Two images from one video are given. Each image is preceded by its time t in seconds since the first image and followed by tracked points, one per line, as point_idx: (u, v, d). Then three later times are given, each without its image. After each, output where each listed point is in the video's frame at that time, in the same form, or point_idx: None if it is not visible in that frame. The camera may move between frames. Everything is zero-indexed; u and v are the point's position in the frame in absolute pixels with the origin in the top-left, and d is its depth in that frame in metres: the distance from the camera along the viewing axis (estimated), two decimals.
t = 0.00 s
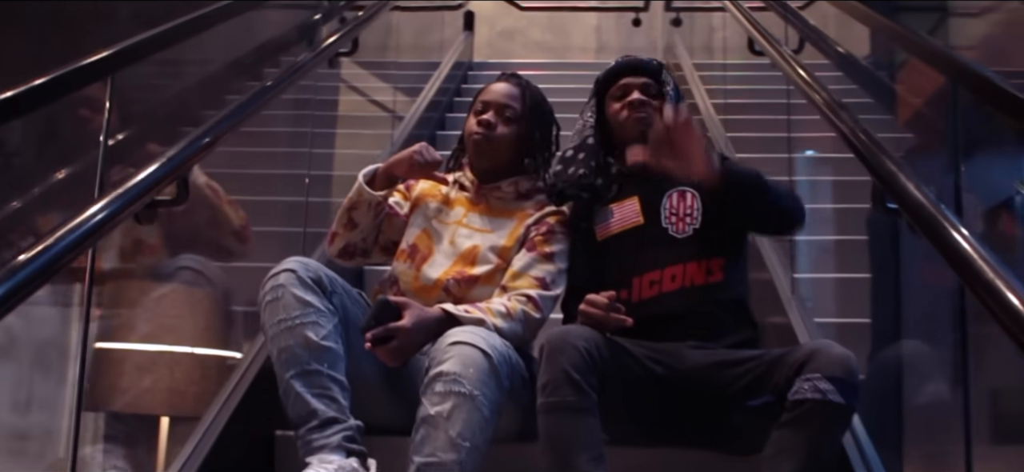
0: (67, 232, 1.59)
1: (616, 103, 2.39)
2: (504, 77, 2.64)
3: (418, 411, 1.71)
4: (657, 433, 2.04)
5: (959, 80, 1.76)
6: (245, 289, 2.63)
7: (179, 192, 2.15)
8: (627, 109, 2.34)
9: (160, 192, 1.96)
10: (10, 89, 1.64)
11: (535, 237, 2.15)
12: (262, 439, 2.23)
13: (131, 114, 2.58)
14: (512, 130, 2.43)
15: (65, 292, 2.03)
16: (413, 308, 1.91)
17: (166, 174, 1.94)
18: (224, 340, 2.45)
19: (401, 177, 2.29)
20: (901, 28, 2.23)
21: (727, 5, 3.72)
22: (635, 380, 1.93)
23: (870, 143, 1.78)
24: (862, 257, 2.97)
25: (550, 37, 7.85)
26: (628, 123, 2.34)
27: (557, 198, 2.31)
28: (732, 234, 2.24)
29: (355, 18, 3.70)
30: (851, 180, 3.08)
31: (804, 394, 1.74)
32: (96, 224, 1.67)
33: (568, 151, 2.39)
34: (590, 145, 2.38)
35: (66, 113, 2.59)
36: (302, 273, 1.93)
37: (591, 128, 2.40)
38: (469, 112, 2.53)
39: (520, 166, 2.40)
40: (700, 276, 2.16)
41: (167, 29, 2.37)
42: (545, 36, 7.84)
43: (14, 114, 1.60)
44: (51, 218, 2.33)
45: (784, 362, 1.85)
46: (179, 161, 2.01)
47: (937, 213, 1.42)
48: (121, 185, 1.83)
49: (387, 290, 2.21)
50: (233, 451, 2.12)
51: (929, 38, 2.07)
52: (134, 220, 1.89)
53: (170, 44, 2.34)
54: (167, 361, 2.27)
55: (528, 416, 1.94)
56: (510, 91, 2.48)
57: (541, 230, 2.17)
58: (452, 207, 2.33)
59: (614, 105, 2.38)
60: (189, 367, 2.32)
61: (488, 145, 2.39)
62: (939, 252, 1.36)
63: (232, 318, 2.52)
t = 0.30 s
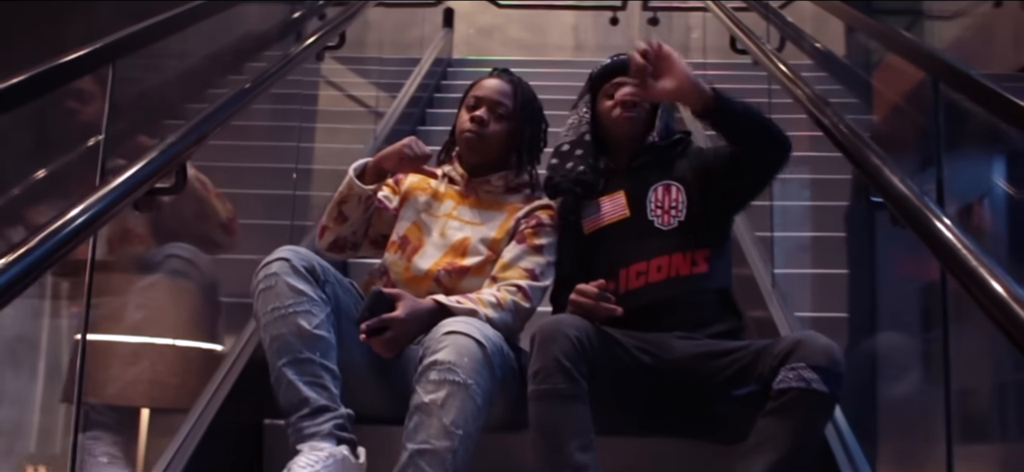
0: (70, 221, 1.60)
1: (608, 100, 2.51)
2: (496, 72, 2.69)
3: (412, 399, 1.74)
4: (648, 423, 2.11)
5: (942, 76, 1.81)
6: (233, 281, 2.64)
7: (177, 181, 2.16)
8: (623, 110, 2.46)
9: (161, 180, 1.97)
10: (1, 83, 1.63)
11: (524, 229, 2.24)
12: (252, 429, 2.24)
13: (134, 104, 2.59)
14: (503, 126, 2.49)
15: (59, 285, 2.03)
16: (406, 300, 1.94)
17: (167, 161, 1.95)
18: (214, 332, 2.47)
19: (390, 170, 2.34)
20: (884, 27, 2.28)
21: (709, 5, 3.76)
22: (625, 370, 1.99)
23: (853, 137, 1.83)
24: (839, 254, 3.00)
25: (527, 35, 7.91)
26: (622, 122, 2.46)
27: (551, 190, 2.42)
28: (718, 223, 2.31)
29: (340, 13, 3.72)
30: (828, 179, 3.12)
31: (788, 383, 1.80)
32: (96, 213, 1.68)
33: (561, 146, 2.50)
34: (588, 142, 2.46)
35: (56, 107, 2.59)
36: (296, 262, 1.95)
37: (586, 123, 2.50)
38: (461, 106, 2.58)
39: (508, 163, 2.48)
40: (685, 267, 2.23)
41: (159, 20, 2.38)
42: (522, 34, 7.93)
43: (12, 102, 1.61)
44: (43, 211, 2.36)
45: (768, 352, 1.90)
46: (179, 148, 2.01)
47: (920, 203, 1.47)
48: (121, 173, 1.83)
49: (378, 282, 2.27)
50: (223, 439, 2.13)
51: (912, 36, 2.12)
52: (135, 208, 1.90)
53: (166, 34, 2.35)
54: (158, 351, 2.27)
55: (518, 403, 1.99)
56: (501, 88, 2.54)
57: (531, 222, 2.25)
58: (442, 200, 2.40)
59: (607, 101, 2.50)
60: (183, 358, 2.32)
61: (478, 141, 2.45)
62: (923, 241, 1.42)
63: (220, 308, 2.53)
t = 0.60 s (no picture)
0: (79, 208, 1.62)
1: (595, 100, 2.54)
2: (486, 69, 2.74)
3: (408, 388, 1.79)
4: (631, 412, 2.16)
5: (927, 75, 1.86)
6: (221, 273, 2.66)
7: (173, 170, 2.22)
8: (608, 111, 2.49)
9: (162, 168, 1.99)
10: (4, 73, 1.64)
11: (513, 224, 2.32)
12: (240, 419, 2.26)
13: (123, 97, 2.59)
14: (493, 124, 2.54)
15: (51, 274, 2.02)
16: (401, 294, 2.00)
17: (168, 150, 1.97)
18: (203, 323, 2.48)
19: (379, 164, 2.39)
20: (867, 28, 2.33)
21: (692, 5, 3.81)
22: (611, 362, 2.05)
23: (837, 135, 1.88)
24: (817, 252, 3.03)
25: (505, 34, 7.97)
26: (608, 124, 2.50)
27: (540, 185, 2.46)
28: (700, 219, 2.35)
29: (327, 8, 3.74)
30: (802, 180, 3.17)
31: (771, 373, 1.85)
32: (100, 200, 1.70)
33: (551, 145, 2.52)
34: (580, 142, 2.50)
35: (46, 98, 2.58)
36: (292, 252, 1.97)
37: (578, 124, 2.54)
38: (451, 101, 2.63)
39: (496, 159, 2.54)
40: (668, 260, 2.28)
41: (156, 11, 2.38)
42: (500, 33, 7.98)
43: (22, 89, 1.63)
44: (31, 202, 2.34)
45: (752, 344, 1.96)
46: (179, 137, 2.03)
47: (903, 198, 1.53)
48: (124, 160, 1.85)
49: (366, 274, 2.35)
50: (213, 429, 2.16)
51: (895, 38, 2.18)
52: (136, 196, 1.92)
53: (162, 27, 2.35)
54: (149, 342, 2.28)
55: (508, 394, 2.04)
56: (491, 85, 2.59)
57: (519, 217, 2.33)
58: (430, 194, 2.45)
59: (593, 102, 2.54)
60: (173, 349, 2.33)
61: (468, 138, 2.50)
62: (906, 234, 1.48)
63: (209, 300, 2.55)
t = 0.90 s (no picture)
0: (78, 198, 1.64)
1: (573, 102, 2.60)
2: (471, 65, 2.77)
3: (401, 379, 1.91)
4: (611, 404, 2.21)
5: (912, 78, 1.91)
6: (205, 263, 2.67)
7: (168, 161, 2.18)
8: (587, 115, 2.55)
9: (156, 159, 2.01)
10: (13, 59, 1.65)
11: (497, 218, 2.39)
12: (225, 407, 2.28)
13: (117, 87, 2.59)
14: (477, 120, 2.58)
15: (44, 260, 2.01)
16: (394, 290, 2.07)
17: (162, 140, 1.99)
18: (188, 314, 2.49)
19: (364, 159, 2.44)
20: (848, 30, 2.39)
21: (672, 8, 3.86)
22: (593, 353, 2.10)
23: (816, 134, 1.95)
24: (791, 249, 3.09)
25: (480, 32, 7.89)
26: (586, 126, 2.55)
27: (521, 186, 2.50)
28: (675, 215, 2.38)
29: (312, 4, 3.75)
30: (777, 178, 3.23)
31: (744, 364, 1.89)
32: (99, 189, 1.72)
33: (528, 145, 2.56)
34: (559, 143, 2.53)
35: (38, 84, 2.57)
36: (287, 242, 2.06)
37: (556, 126, 2.57)
38: (434, 96, 2.66)
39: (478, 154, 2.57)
40: (641, 254, 2.32)
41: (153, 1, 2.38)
42: (475, 31, 7.89)
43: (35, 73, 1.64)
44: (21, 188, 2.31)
45: (726, 335, 2.01)
46: (173, 127, 2.06)
47: (882, 194, 1.60)
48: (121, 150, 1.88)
49: (351, 267, 2.39)
50: (199, 417, 2.16)
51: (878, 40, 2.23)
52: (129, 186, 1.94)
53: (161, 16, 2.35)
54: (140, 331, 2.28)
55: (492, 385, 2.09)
56: (475, 82, 2.62)
57: (504, 212, 2.41)
58: (413, 188, 2.50)
59: (571, 104, 2.59)
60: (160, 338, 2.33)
61: (452, 134, 2.54)
62: (884, 228, 1.55)
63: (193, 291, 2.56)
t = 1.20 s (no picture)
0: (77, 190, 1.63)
1: (551, 99, 2.62)
2: (450, 64, 2.81)
3: (392, 372, 2.00)
4: (585, 399, 2.26)
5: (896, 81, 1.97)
6: (190, 259, 2.68)
7: (161, 154, 2.19)
8: (564, 113, 2.58)
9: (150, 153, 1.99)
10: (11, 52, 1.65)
11: (479, 214, 2.45)
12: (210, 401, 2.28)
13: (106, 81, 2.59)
14: (459, 118, 2.62)
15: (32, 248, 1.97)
16: (388, 287, 2.17)
17: (158, 133, 1.98)
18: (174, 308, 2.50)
19: (346, 157, 2.46)
20: (828, 35, 2.45)
21: (652, 10, 3.90)
22: (574, 349, 2.13)
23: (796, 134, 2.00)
24: (768, 248, 3.15)
25: (456, 32, 7.91)
26: (563, 125, 2.58)
27: (495, 184, 2.52)
28: (652, 213, 2.42)
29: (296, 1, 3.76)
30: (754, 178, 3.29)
31: (715, 356, 1.94)
32: (106, 174, 1.72)
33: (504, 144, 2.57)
34: (533, 140, 2.57)
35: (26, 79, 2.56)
36: (279, 236, 2.14)
37: (532, 123, 2.61)
38: (415, 95, 2.69)
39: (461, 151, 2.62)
40: (619, 251, 2.36)
41: None
42: (450, 31, 7.91)
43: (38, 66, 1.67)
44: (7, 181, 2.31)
45: (698, 329, 2.06)
46: (169, 120, 2.04)
47: (860, 192, 1.65)
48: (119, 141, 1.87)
49: (337, 263, 2.45)
50: (186, 412, 2.17)
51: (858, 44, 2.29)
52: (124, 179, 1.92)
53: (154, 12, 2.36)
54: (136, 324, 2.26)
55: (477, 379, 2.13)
56: (456, 81, 2.66)
57: (486, 209, 2.46)
58: (395, 184, 2.53)
59: (551, 102, 2.61)
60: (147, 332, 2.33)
61: (434, 132, 2.58)
62: (862, 224, 1.60)
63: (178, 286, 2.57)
